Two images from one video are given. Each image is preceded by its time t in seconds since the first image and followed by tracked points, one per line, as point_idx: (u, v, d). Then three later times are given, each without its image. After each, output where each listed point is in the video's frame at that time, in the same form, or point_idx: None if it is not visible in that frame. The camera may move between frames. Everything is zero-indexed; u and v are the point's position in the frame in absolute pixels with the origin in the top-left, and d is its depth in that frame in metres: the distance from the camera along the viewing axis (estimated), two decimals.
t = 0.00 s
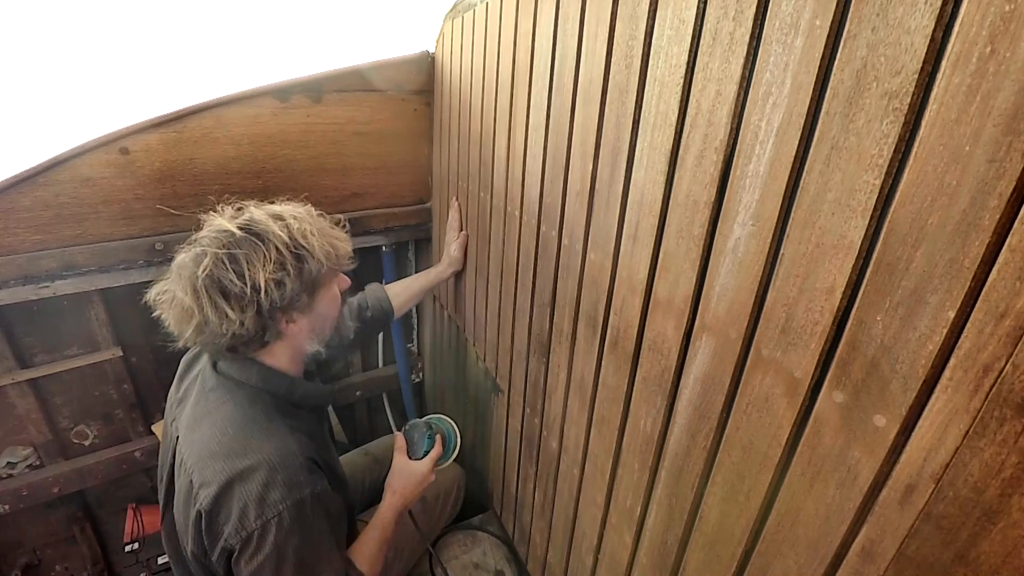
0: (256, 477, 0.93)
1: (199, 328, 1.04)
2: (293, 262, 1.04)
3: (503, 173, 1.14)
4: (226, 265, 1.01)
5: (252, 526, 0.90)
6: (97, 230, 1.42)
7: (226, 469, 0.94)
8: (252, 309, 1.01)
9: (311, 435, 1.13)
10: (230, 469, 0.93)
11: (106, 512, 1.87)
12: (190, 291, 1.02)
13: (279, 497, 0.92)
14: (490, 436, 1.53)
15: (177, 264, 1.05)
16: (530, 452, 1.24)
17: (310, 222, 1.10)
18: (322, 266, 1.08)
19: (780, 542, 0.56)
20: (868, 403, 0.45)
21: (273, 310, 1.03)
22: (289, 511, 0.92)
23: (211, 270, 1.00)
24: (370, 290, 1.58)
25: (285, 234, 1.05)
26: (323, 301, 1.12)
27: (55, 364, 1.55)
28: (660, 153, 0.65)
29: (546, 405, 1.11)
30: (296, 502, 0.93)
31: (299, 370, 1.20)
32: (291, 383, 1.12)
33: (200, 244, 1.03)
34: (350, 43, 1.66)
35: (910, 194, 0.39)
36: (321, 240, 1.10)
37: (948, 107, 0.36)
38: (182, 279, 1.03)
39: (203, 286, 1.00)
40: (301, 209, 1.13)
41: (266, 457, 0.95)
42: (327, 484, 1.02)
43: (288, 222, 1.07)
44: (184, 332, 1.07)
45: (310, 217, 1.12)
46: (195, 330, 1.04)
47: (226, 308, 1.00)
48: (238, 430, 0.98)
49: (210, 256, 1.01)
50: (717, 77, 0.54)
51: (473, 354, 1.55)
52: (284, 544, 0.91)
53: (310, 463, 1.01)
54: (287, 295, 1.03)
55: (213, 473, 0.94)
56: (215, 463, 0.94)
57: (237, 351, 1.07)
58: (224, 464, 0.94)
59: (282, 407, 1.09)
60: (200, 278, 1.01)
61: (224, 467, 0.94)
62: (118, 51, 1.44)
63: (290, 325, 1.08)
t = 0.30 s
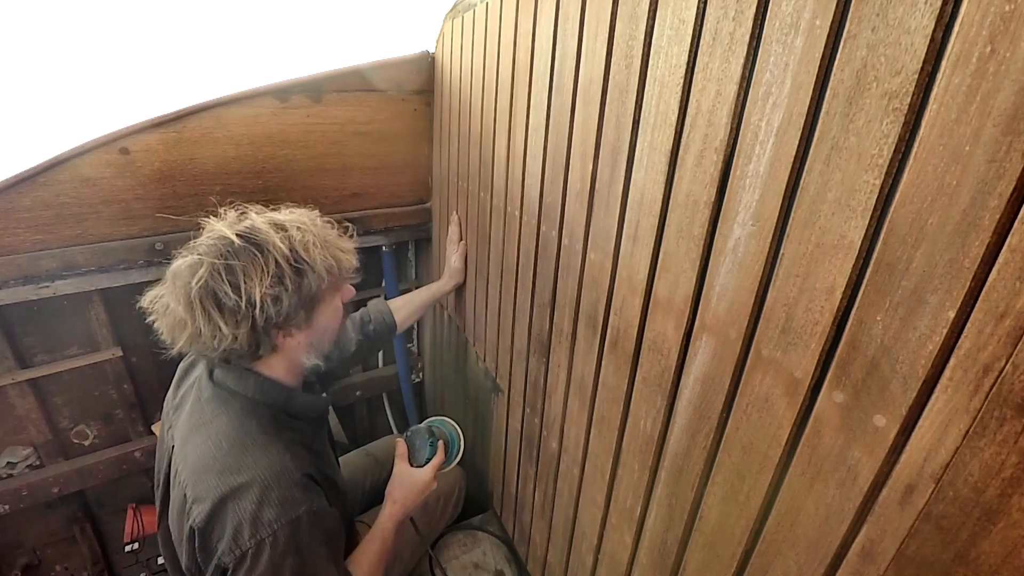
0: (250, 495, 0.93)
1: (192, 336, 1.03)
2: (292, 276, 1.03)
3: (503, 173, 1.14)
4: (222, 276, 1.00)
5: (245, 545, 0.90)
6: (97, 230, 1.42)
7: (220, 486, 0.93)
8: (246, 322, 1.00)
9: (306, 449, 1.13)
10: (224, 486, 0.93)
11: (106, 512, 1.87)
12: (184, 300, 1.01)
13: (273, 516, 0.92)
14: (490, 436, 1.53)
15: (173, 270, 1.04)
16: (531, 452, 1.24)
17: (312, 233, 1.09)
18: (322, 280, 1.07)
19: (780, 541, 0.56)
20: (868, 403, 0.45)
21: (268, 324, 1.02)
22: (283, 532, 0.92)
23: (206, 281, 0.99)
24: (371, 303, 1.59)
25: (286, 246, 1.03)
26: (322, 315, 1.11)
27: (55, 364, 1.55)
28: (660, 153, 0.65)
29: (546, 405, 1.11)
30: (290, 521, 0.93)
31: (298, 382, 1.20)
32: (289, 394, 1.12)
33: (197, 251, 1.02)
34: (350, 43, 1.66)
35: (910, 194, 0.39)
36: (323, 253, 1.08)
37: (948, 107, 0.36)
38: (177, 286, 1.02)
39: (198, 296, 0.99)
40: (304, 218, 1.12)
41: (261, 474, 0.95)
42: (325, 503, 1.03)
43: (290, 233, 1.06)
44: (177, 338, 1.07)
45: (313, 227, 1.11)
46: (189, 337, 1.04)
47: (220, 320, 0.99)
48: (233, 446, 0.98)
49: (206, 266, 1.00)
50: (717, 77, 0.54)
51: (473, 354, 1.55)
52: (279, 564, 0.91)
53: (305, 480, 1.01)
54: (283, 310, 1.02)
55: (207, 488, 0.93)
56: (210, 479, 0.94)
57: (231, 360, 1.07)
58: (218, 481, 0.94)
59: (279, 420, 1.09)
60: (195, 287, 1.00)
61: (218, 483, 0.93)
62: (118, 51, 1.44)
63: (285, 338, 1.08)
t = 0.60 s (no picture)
0: (247, 505, 0.93)
1: (197, 338, 1.02)
2: (308, 284, 1.03)
3: (503, 173, 1.14)
4: (239, 279, 0.99)
5: (243, 556, 0.90)
6: (97, 230, 1.42)
7: (218, 496, 0.93)
8: (259, 328, 1.00)
9: (306, 455, 1.12)
10: (222, 496, 0.93)
11: (106, 512, 1.87)
12: (195, 300, 1.00)
13: (270, 527, 0.92)
14: (490, 437, 1.53)
15: (186, 269, 1.03)
16: (530, 452, 1.24)
17: (329, 242, 1.09)
18: (336, 291, 1.07)
19: (780, 542, 0.56)
20: (868, 402, 0.45)
21: (280, 331, 1.01)
22: (280, 542, 0.92)
23: (221, 283, 0.99)
24: (368, 295, 1.58)
25: (304, 253, 1.04)
26: (331, 325, 1.11)
27: (55, 364, 1.55)
28: (660, 153, 0.65)
29: (546, 405, 1.11)
30: (287, 532, 0.93)
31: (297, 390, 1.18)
32: (288, 402, 1.11)
33: (215, 252, 1.01)
34: (350, 43, 1.66)
35: (910, 193, 0.39)
36: (339, 263, 1.09)
37: (948, 107, 0.36)
38: (189, 286, 1.01)
39: (211, 297, 0.99)
40: (320, 226, 1.12)
41: (259, 484, 0.95)
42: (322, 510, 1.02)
43: (308, 241, 1.06)
44: (180, 339, 1.05)
45: (329, 235, 1.11)
46: (195, 339, 1.03)
47: (231, 324, 0.99)
48: (231, 454, 0.98)
49: (223, 267, 1.00)
50: (717, 77, 0.54)
51: (473, 354, 1.55)
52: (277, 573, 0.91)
53: (304, 489, 1.00)
54: (296, 318, 1.02)
55: (205, 498, 0.94)
56: (207, 488, 0.95)
57: (235, 365, 1.06)
58: (216, 490, 0.94)
59: (279, 427, 1.08)
60: (210, 288, 0.99)
61: (216, 493, 0.94)
62: (118, 51, 1.44)
63: (294, 346, 1.07)
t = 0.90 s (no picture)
0: (251, 504, 0.93)
1: (224, 326, 1.01)
2: (341, 286, 1.02)
3: (503, 173, 1.14)
4: (277, 272, 0.99)
5: (245, 555, 0.90)
6: (97, 230, 1.42)
7: (223, 494, 0.94)
8: (289, 322, 0.99)
9: (312, 456, 1.12)
10: (227, 494, 0.94)
11: (106, 512, 1.87)
12: (231, 287, 1.00)
13: (273, 527, 0.92)
14: (489, 437, 1.53)
15: (226, 256, 1.03)
16: (530, 452, 1.25)
17: (362, 248, 1.09)
18: (365, 297, 1.06)
19: (780, 542, 0.56)
20: (868, 402, 0.45)
21: (308, 328, 1.00)
22: (282, 543, 0.91)
23: (260, 272, 0.99)
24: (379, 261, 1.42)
25: (340, 255, 1.04)
26: (354, 330, 1.09)
27: (55, 364, 1.55)
28: (660, 153, 0.65)
29: (546, 405, 1.11)
30: (289, 532, 0.92)
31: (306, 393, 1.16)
32: (295, 403, 1.10)
33: (256, 243, 1.02)
34: (350, 44, 1.66)
35: (909, 193, 0.39)
36: (371, 270, 1.08)
37: (948, 107, 0.36)
38: (227, 273, 1.01)
39: (248, 285, 0.99)
40: (355, 232, 1.12)
41: (264, 483, 0.95)
42: (325, 512, 1.00)
43: (345, 243, 1.06)
44: (205, 326, 1.04)
45: (362, 242, 1.11)
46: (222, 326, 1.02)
47: (262, 314, 0.98)
48: (238, 453, 0.99)
49: (263, 258, 1.00)
50: (718, 77, 0.54)
51: (473, 354, 1.55)
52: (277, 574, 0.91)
53: (308, 490, 1.00)
54: (325, 318, 1.01)
55: (210, 496, 0.94)
56: (213, 486, 0.95)
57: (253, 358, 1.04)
58: (222, 489, 0.94)
59: (285, 427, 1.08)
60: (248, 276, 0.99)
61: (221, 491, 0.94)
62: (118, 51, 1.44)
63: (317, 346, 1.06)
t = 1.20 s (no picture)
0: (262, 503, 0.93)
1: (241, 325, 1.01)
2: (356, 288, 1.03)
3: (503, 173, 1.14)
4: (296, 274, 1.00)
5: (256, 554, 0.89)
6: (97, 230, 1.42)
7: (234, 493, 0.94)
8: (305, 323, 0.99)
9: (320, 456, 1.12)
10: (238, 493, 0.93)
11: (106, 512, 1.87)
12: (249, 287, 1.00)
13: (284, 526, 0.92)
14: (490, 437, 1.53)
15: (245, 257, 1.03)
16: (531, 452, 1.25)
17: (375, 252, 1.10)
18: (378, 299, 1.07)
19: (780, 542, 0.56)
20: (868, 402, 0.45)
21: (323, 330, 1.01)
22: (294, 542, 0.91)
23: (279, 273, 0.99)
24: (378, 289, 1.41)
25: (356, 258, 1.04)
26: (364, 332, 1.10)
27: (55, 364, 1.55)
28: (660, 153, 0.65)
29: (546, 405, 1.11)
30: (300, 532, 0.92)
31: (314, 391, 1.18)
32: (303, 404, 1.10)
33: (275, 245, 1.02)
34: (350, 43, 1.66)
35: (909, 193, 0.39)
36: (383, 274, 1.09)
37: (948, 107, 0.36)
38: (245, 273, 1.01)
39: (266, 286, 0.99)
40: (368, 236, 1.13)
41: (275, 483, 0.95)
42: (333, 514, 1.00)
43: (360, 247, 1.07)
44: (222, 325, 1.04)
45: (375, 247, 1.12)
46: (238, 326, 1.01)
47: (280, 314, 0.98)
48: (248, 452, 0.98)
49: (283, 260, 1.00)
50: (718, 77, 0.54)
51: (473, 354, 1.55)
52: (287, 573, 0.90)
53: (318, 490, 1.00)
54: (341, 320, 1.01)
55: (220, 495, 0.94)
56: (223, 484, 0.95)
57: (266, 357, 1.04)
58: (232, 487, 0.94)
59: (294, 427, 1.09)
60: (267, 277, 0.99)
61: (232, 490, 0.94)
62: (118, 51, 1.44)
63: (329, 348, 1.06)
